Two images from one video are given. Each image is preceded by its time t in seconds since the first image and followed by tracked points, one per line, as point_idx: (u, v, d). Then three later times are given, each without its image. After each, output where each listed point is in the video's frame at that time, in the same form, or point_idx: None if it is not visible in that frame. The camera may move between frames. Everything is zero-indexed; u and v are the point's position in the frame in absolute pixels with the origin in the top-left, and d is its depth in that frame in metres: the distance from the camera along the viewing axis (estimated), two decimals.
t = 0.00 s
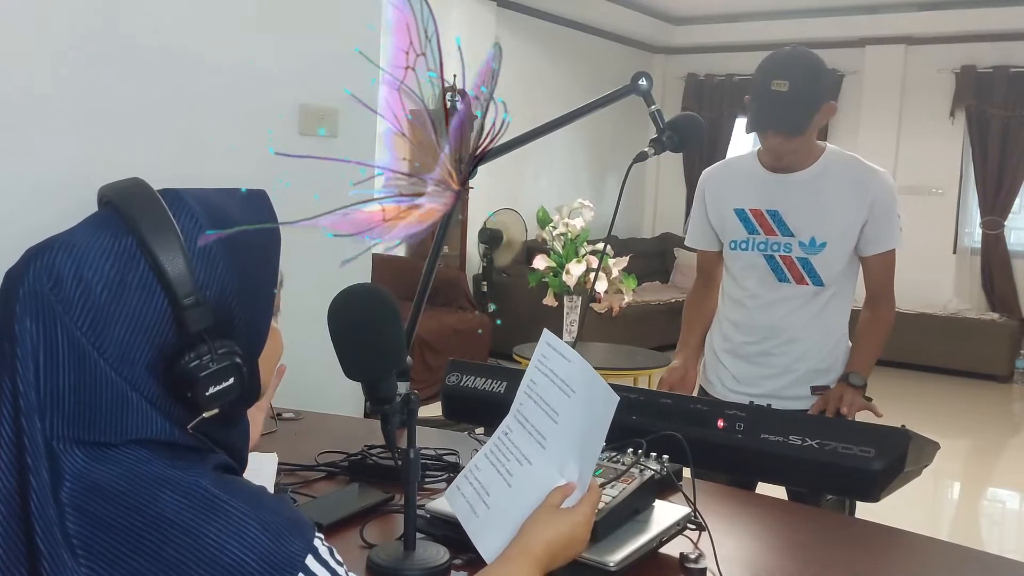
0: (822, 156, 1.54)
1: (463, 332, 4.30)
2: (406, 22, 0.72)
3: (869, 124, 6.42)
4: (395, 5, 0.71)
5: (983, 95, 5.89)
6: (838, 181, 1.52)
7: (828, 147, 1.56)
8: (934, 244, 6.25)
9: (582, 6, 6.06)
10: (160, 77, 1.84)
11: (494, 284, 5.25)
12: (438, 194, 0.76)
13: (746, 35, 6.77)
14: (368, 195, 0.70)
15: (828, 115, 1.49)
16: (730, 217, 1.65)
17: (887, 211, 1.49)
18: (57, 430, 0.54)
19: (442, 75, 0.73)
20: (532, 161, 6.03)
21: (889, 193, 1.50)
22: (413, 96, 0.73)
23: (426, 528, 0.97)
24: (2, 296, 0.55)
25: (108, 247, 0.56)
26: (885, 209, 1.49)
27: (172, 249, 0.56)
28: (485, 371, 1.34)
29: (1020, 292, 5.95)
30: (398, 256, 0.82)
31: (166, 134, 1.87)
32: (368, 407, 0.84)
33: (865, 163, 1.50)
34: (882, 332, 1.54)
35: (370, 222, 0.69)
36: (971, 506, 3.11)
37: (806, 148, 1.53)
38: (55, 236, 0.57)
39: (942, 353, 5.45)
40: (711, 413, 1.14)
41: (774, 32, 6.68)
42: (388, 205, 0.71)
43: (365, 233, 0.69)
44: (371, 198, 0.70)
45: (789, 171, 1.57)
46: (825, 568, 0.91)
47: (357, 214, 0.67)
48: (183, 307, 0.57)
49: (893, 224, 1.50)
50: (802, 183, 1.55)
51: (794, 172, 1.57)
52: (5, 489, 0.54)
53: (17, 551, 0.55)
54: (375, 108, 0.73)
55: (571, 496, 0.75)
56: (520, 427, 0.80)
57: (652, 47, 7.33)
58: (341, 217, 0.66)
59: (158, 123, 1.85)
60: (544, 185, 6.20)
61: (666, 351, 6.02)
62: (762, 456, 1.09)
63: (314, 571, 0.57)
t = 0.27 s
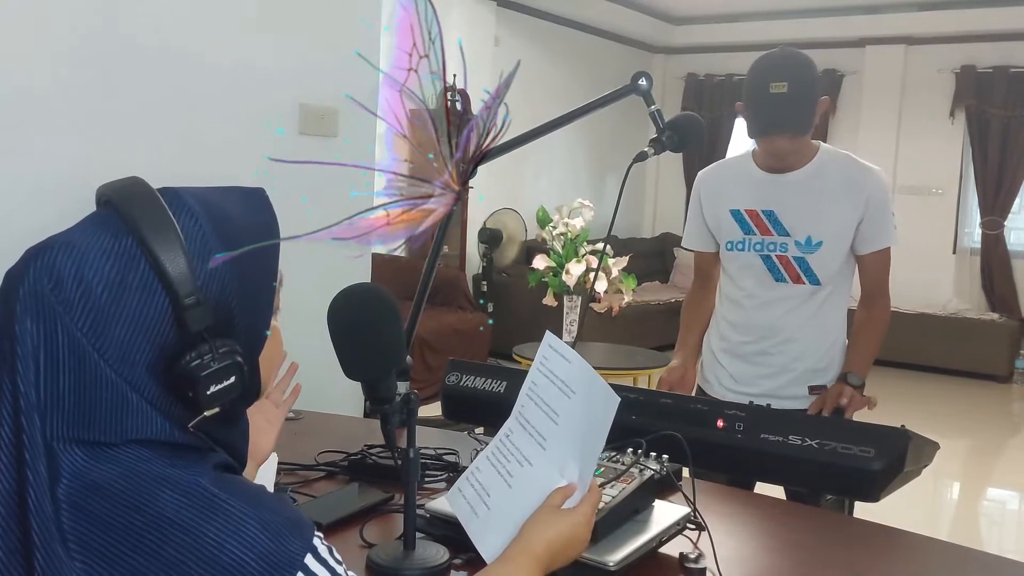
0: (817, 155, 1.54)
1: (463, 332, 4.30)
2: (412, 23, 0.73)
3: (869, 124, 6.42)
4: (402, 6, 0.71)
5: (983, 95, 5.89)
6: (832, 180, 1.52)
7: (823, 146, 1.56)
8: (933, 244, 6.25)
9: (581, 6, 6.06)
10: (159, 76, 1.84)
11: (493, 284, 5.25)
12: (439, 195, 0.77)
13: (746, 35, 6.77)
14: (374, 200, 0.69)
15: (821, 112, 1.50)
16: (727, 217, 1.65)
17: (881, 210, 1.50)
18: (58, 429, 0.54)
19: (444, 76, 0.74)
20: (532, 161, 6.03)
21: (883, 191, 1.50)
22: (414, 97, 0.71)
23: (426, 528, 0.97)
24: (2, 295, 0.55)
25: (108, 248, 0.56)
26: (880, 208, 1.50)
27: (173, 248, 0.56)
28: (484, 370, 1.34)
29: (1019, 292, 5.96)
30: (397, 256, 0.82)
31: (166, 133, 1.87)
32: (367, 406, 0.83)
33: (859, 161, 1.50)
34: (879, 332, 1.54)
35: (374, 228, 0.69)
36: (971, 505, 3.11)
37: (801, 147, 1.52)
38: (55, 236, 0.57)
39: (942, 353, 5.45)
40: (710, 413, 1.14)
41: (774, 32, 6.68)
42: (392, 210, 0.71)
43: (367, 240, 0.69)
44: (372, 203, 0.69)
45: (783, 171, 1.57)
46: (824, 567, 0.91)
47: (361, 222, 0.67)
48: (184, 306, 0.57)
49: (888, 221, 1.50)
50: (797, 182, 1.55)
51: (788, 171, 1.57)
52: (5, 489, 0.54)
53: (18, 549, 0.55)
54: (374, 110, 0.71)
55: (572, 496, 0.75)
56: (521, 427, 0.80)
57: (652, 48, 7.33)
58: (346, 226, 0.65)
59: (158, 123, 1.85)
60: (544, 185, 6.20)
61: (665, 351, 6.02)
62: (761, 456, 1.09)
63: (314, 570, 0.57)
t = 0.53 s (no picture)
0: (813, 155, 1.54)
1: (463, 331, 4.30)
2: (412, 24, 0.73)
3: (869, 123, 6.42)
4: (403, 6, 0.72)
5: (983, 95, 5.89)
6: (830, 179, 1.52)
7: (820, 146, 1.56)
8: (934, 244, 6.25)
9: (582, 5, 6.06)
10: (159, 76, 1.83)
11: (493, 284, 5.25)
12: (440, 195, 0.77)
13: (747, 35, 6.77)
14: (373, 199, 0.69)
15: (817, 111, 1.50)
16: (725, 218, 1.65)
17: (879, 209, 1.49)
18: (56, 423, 0.54)
19: (444, 76, 0.73)
20: (532, 161, 6.03)
21: (881, 190, 1.50)
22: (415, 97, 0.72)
23: (426, 527, 0.97)
24: None
25: (97, 241, 0.56)
26: (877, 207, 1.49)
27: (160, 241, 0.56)
28: (485, 370, 1.34)
29: (1019, 292, 5.96)
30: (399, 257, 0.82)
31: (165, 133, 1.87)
32: (367, 406, 0.83)
33: (857, 160, 1.50)
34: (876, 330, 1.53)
35: (375, 227, 0.68)
36: (971, 505, 3.11)
37: (798, 147, 1.52)
38: (46, 230, 0.57)
39: (942, 353, 5.45)
40: (710, 413, 1.15)
41: (774, 31, 6.67)
42: (392, 210, 0.71)
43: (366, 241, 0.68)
44: (372, 202, 0.69)
45: (780, 170, 1.57)
46: (825, 568, 0.91)
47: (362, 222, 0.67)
48: (171, 299, 0.56)
49: (886, 221, 1.50)
50: (794, 182, 1.55)
51: (785, 171, 1.57)
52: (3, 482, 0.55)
53: (17, 544, 0.55)
54: (373, 109, 0.72)
55: (573, 499, 0.75)
56: (523, 430, 0.80)
57: (652, 48, 7.34)
58: (346, 227, 0.66)
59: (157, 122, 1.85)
60: (544, 185, 6.20)
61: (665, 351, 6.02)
62: (761, 456, 1.09)
63: (315, 567, 0.57)
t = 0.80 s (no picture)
0: (811, 154, 1.54)
1: (463, 331, 4.30)
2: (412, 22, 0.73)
3: (868, 123, 6.42)
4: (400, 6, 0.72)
5: (983, 95, 5.89)
6: (828, 179, 1.52)
7: (818, 146, 1.56)
8: (934, 244, 6.25)
9: (582, 6, 6.06)
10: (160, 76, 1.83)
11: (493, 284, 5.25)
12: (438, 191, 0.77)
13: (746, 34, 6.77)
14: (365, 196, 0.69)
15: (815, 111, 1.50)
16: (723, 218, 1.65)
17: (878, 208, 1.49)
18: (55, 425, 0.54)
19: (441, 76, 0.73)
20: (532, 161, 6.03)
21: (879, 189, 1.49)
22: (410, 97, 0.72)
23: (426, 527, 0.97)
24: None
25: (99, 245, 0.56)
26: (876, 206, 1.49)
27: (164, 244, 0.56)
28: (484, 370, 1.34)
29: (1019, 292, 5.96)
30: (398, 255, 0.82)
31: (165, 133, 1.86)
32: (367, 406, 0.83)
33: (855, 160, 1.50)
34: (875, 329, 1.53)
35: (369, 224, 0.69)
36: (971, 505, 3.11)
37: (795, 146, 1.52)
38: (48, 233, 0.57)
39: (941, 352, 5.45)
40: (710, 413, 1.15)
41: (774, 31, 6.67)
42: (386, 205, 0.71)
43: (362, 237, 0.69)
44: (370, 198, 0.70)
45: (778, 170, 1.57)
46: (826, 567, 0.91)
47: (356, 218, 0.67)
48: (175, 301, 0.57)
49: (884, 220, 1.50)
50: (792, 181, 1.55)
51: (783, 171, 1.56)
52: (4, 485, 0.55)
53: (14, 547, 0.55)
54: (368, 107, 0.72)
55: (573, 497, 0.75)
56: (523, 428, 0.80)
57: (652, 48, 7.34)
58: (340, 223, 0.66)
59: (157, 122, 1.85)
60: (544, 185, 6.21)
61: (665, 351, 6.02)
62: (761, 456, 1.09)
63: (313, 569, 0.57)
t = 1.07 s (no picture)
0: (811, 154, 1.54)
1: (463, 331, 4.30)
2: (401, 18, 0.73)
3: (868, 123, 6.42)
4: (393, 3, 0.73)
5: (983, 94, 5.89)
6: (827, 178, 1.52)
7: (818, 145, 1.56)
8: (934, 244, 6.25)
9: (582, 5, 6.06)
10: (160, 76, 1.83)
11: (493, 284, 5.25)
12: (437, 189, 0.77)
13: (746, 34, 6.76)
14: (358, 188, 0.69)
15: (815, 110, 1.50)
16: (723, 217, 1.65)
17: (878, 208, 1.49)
18: (55, 429, 0.54)
19: (436, 72, 0.73)
20: (532, 161, 6.03)
21: (879, 189, 1.49)
22: (403, 92, 0.72)
23: (426, 527, 0.97)
24: None
25: (103, 248, 0.56)
26: (876, 206, 1.49)
27: (169, 248, 0.56)
28: (485, 370, 1.34)
29: (1019, 292, 5.96)
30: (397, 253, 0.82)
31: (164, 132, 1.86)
32: (366, 405, 0.84)
33: (855, 159, 1.50)
34: (873, 328, 1.53)
35: (362, 214, 0.69)
36: (971, 505, 3.11)
37: (794, 146, 1.52)
38: (52, 236, 0.57)
39: (941, 352, 5.45)
40: (710, 412, 1.15)
41: (773, 31, 6.67)
42: (380, 198, 0.70)
43: (356, 227, 0.69)
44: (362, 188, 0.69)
45: (777, 170, 1.57)
46: (826, 567, 0.91)
47: (346, 206, 0.67)
48: (181, 304, 0.57)
49: (884, 219, 1.49)
50: (791, 181, 1.55)
51: (783, 170, 1.56)
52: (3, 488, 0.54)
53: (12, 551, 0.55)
54: (364, 105, 0.72)
55: (573, 496, 0.75)
56: (523, 427, 0.80)
57: (652, 48, 7.34)
58: (330, 210, 0.66)
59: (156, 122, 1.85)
60: (544, 185, 6.20)
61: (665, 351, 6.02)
62: (761, 456, 1.09)
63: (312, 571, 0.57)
